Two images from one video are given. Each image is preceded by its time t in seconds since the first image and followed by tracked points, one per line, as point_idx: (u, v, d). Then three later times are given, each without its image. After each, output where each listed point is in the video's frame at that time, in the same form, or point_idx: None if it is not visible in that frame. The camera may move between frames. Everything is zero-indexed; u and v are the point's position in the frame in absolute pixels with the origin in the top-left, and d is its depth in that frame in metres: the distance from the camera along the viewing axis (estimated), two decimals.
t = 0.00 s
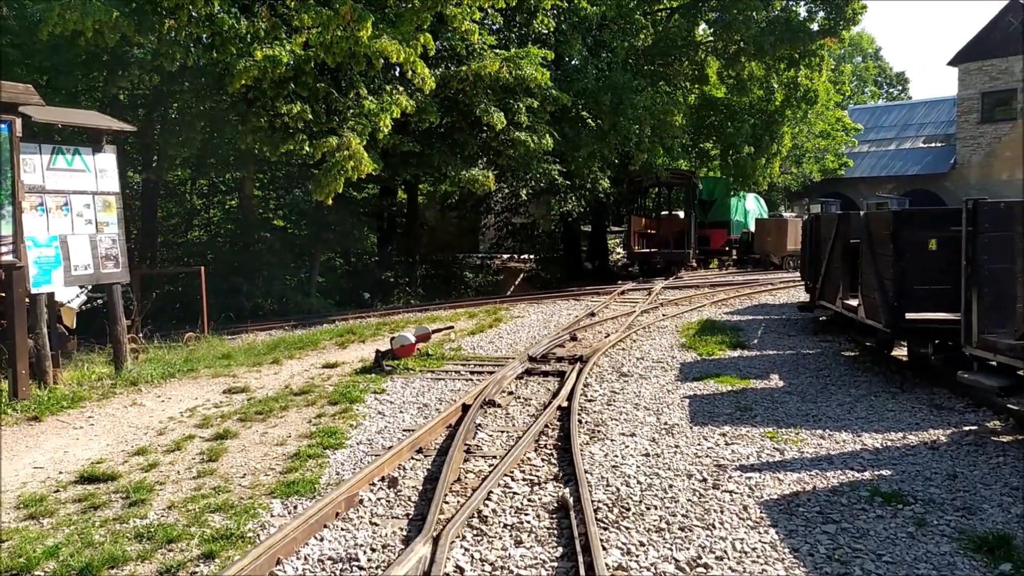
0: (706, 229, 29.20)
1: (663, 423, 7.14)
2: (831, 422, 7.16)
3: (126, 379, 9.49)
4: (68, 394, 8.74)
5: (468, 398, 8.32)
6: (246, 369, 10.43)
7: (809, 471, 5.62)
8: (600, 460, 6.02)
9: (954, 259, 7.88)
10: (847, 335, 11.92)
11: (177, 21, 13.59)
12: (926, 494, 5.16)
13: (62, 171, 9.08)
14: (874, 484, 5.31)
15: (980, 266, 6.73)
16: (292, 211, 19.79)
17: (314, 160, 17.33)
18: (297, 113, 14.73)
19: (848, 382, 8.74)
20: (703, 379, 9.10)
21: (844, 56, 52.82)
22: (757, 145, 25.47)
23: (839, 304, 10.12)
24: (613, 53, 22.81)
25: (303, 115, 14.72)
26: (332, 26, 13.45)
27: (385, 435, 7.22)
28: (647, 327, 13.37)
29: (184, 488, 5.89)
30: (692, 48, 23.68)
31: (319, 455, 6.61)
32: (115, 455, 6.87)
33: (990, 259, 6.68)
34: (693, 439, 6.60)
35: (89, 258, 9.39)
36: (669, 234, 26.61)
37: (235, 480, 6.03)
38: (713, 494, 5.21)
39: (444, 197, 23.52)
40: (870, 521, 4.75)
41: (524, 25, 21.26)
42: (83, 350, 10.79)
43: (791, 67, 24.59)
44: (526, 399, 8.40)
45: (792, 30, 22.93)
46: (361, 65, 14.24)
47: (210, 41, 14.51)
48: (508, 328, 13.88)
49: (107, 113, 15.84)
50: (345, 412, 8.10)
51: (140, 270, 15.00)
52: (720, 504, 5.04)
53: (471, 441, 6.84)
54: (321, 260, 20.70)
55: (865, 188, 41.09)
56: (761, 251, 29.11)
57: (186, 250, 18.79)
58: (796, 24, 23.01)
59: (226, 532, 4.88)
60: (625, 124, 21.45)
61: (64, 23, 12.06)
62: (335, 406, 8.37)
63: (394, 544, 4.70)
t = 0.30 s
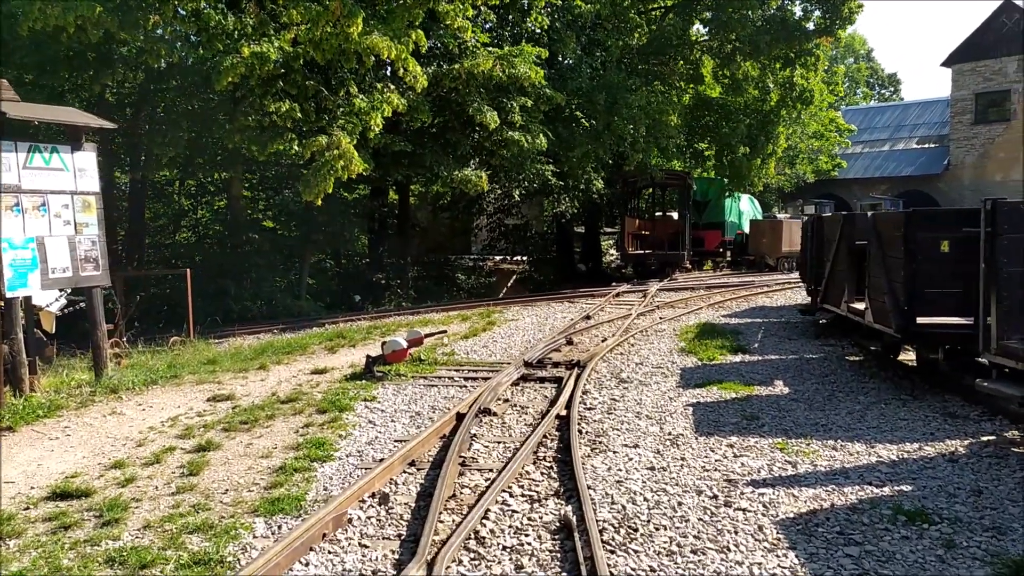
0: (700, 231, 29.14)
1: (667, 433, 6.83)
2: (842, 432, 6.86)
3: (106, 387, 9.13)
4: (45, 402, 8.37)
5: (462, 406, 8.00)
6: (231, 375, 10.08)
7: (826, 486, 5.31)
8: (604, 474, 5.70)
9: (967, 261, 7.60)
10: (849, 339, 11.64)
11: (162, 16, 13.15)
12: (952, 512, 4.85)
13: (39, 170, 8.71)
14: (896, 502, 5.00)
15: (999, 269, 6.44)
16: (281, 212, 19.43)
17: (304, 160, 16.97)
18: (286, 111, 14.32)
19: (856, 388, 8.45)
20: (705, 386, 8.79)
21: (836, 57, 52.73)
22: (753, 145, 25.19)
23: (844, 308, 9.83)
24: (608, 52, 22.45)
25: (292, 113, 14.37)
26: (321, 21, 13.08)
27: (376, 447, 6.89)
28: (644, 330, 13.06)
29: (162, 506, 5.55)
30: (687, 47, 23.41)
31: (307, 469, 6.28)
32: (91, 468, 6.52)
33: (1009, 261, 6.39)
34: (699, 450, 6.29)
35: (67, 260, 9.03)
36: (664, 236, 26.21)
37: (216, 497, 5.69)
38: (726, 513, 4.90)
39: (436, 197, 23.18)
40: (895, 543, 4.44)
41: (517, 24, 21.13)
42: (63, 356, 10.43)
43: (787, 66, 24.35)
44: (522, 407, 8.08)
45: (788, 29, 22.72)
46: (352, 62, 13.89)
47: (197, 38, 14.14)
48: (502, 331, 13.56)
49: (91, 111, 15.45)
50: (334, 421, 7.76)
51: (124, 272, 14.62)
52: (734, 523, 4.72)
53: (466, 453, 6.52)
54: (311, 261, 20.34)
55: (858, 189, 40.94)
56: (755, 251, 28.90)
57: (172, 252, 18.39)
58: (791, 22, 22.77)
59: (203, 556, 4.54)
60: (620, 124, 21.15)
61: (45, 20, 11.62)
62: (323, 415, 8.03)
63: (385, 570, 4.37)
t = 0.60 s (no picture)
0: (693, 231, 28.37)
1: (671, 444, 6.48)
2: (854, 443, 6.52)
3: (80, 393, 8.72)
4: (15, 410, 7.96)
5: (454, 414, 7.63)
6: (214, 380, 9.68)
7: (845, 505, 4.97)
8: (607, 490, 5.34)
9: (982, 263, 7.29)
10: (853, 343, 11.31)
11: (144, 8, 12.70)
12: (984, 534, 4.52)
13: (10, 165, 8.29)
14: (923, 523, 4.66)
15: None
16: (268, 211, 19.01)
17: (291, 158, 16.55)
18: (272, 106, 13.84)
19: (864, 395, 8.13)
20: (707, 393, 8.45)
21: (827, 58, 52.61)
22: (747, 145, 24.87)
23: (849, 311, 9.53)
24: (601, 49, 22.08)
25: (278, 109, 13.92)
26: (307, 15, 12.69)
27: (363, 459, 6.51)
28: (641, 333, 12.73)
29: (132, 527, 5.17)
30: (682, 45, 23.12)
31: (290, 484, 5.90)
32: (59, 483, 6.12)
33: None
34: (707, 464, 5.94)
35: (40, 261, 8.61)
36: (656, 236, 25.96)
37: (191, 516, 5.31)
38: (740, 535, 4.54)
39: (427, 197, 22.80)
40: (927, 570, 4.09)
41: (509, 21, 21.00)
42: (37, 360, 10.00)
43: (782, 66, 24.09)
44: (517, 416, 7.72)
45: (783, 27, 22.43)
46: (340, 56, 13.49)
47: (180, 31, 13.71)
48: (494, 334, 13.20)
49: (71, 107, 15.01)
50: (319, 430, 7.36)
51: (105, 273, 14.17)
52: (750, 547, 4.37)
53: (459, 466, 6.16)
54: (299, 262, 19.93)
55: (850, 190, 40.75)
56: (749, 254, 28.65)
57: (156, 252, 17.95)
58: (786, 21, 22.53)
59: None
60: (613, 122, 20.83)
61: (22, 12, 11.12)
62: (308, 424, 7.65)
63: None
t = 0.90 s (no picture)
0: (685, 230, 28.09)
1: (676, 456, 6.09)
2: (871, 455, 6.14)
3: (50, 400, 8.26)
4: None
5: (445, 423, 7.22)
6: (192, 385, 9.24)
7: (870, 527, 4.59)
8: (611, 510, 4.94)
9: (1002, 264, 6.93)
10: (857, 346, 10.96)
11: None
12: None
13: None
14: (957, 548, 4.28)
15: None
16: (253, 208, 18.54)
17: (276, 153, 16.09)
18: (255, 100, 13.38)
19: (874, 402, 7.76)
20: (710, 400, 8.07)
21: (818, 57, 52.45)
22: (742, 143, 24.44)
23: (856, 313, 9.19)
24: (595, 44, 21.69)
25: (262, 103, 13.47)
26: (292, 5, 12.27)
27: (348, 473, 6.09)
28: (637, 335, 12.35)
29: (94, 552, 4.74)
30: (677, 41, 22.77)
31: (268, 501, 5.48)
32: (20, 500, 5.68)
33: None
34: (717, 479, 5.55)
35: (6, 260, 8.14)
36: (649, 236, 25.73)
37: (160, 539, 4.88)
38: (760, 563, 4.16)
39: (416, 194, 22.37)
40: None
41: (501, 15, 20.58)
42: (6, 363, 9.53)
43: (777, 63, 23.77)
44: (512, 425, 7.32)
45: (777, 23, 22.11)
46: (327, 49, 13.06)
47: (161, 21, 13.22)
48: (486, 336, 12.79)
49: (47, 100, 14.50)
50: (302, 440, 6.93)
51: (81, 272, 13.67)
52: None
53: (451, 481, 5.74)
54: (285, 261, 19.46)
55: (842, 189, 40.56)
56: (743, 254, 28.38)
57: (137, 250, 17.45)
58: (781, 17, 22.22)
59: None
60: (606, 119, 20.47)
61: None
62: (290, 433, 7.23)
63: None
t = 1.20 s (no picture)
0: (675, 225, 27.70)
1: (680, 464, 5.73)
2: (885, 463, 5.80)
3: (14, 402, 7.81)
4: None
5: (433, 427, 6.84)
6: (167, 385, 8.81)
7: (895, 546, 4.23)
8: (614, 526, 4.57)
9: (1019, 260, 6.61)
10: (857, 345, 10.64)
11: None
12: None
13: None
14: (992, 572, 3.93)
15: None
16: (235, 201, 18.06)
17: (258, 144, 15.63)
18: (236, 88, 12.92)
19: (883, 404, 7.42)
20: (711, 402, 7.72)
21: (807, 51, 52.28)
22: (733, 136, 24.02)
23: (860, 311, 8.86)
24: (585, 34, 21.28)
25: (242, 91, 13.03)
26: None
27: (329, 482, 5.70)
28: (630, 332, 12.00)
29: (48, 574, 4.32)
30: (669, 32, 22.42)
31: (242, 514, 5.08)
32: None
33: None
34: (725, 490, 5.19)
35: None
36: (640, 230, 25.34)
37: (121, 560, 4.47)
38: None
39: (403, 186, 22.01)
40: None
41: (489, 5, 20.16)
42: None
43: (769, 55, 23.44)
44: (503, 429, 6.94)
45: (770, 15, 21.81)
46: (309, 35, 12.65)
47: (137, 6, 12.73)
48: (474, 333, 12.40)
49: (23, 90, 14.03)
50: (281, 446, 6.53)
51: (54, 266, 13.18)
52: None
53: (439, 493, 5.36)
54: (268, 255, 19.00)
55: (831, 184, 40.35)
56: (733, 248, 28.07)
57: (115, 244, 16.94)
58: (774, 9, 21.93)
59: None
60: (596, 111, 20.11)
61: None
62: (269, 438, 6.83)
63: None
